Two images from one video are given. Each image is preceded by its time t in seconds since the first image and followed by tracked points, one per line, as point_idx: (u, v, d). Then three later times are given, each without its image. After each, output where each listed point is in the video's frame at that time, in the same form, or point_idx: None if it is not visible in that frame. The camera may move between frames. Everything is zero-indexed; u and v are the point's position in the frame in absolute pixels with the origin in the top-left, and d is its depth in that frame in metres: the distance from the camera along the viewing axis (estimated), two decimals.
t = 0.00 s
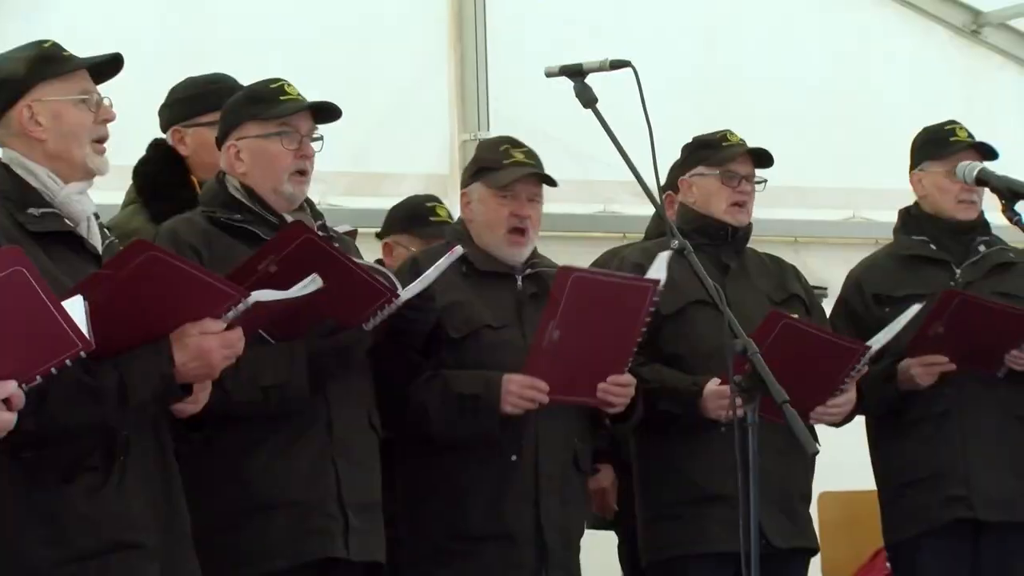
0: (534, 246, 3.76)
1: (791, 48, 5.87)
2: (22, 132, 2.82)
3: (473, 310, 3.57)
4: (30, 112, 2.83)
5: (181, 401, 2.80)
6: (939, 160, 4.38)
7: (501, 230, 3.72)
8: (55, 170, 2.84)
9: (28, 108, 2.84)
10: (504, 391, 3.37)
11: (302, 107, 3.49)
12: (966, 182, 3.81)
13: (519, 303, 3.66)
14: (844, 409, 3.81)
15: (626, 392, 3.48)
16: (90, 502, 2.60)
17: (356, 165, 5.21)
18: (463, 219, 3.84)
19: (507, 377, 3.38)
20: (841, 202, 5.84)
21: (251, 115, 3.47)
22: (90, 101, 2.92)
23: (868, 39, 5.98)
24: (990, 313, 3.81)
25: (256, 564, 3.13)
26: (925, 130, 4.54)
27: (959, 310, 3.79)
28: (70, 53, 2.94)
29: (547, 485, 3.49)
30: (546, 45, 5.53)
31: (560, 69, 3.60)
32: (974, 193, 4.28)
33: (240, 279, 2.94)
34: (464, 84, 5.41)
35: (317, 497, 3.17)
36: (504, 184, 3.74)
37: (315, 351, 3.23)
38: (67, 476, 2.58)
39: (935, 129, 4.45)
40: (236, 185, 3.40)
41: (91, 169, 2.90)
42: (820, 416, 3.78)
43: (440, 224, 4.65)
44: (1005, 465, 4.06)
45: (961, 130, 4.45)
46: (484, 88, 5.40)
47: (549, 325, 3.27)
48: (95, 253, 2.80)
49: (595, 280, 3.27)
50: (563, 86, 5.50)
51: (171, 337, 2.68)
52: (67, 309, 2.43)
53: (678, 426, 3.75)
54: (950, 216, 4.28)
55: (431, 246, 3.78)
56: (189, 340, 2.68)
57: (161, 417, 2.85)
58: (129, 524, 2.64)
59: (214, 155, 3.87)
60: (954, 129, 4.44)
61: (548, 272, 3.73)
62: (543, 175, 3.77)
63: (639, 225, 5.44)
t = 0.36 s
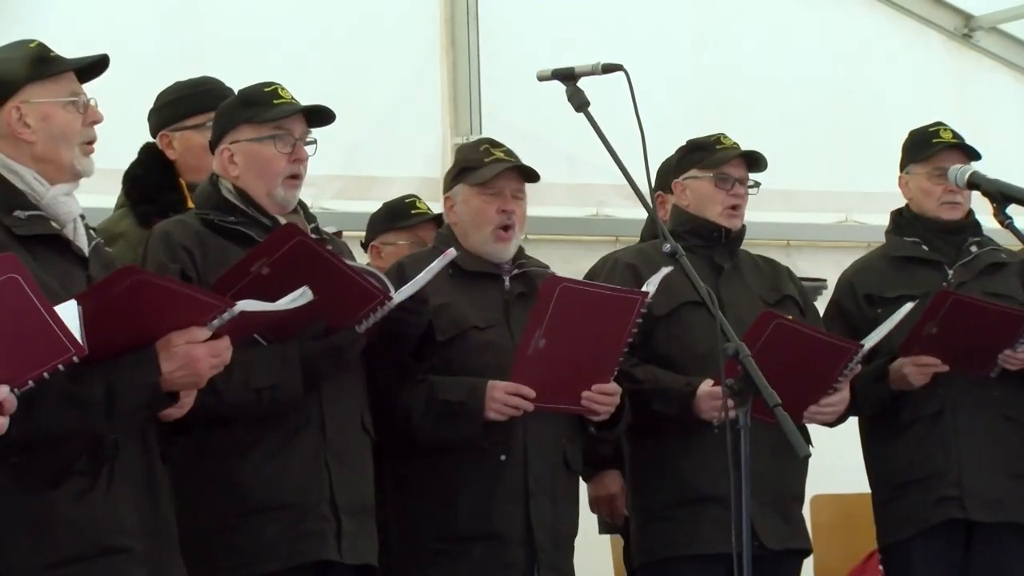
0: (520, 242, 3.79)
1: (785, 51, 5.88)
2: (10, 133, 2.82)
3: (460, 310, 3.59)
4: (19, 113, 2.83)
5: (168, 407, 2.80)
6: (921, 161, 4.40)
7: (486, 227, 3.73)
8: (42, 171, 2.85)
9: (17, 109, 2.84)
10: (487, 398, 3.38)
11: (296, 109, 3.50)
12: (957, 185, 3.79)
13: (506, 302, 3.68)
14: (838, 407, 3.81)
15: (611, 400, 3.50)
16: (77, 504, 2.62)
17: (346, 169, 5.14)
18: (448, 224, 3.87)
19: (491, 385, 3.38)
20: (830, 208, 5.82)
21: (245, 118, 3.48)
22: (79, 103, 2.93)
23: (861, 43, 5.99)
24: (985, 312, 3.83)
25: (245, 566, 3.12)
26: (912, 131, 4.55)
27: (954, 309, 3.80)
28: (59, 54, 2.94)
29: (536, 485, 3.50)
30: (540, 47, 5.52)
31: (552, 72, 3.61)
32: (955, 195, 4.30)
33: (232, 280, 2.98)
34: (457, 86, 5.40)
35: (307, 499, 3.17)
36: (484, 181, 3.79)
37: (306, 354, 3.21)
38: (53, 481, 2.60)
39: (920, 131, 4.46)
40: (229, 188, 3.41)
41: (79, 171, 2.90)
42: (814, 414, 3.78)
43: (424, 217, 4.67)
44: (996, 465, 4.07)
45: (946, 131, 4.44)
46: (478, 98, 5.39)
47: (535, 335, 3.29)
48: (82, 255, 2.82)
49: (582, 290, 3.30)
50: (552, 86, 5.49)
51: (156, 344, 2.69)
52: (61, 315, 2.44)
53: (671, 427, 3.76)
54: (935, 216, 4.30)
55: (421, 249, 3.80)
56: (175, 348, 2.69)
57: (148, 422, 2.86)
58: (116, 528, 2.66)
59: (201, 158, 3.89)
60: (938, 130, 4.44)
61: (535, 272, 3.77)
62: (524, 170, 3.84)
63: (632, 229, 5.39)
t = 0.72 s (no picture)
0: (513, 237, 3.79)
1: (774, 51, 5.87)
2: None
3: (450, 308, 3.58)
4: None
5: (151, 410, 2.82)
6: (908, 161, 4.40)
7: (481, 219, 3.75)
8: (20, 170, 2.85)
9: None
10: (479, 393, 3.37)
11: (284, 109, 3.49)
12: (945, 185, 3.81)
13: (496, 299, 3.67)
14: (826, 407, 3.82)
15: (600, 400, 3.50)
16: (59, 506, 2.62)
17: (333, 168, 5.05)
18: (440, 222, 3.87)
19: (482, 381, 3.38)
20: (821, 207, 5.81)
21: (233, 117, 3.47)
22: (57, 101, 2.92)
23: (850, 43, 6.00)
24: (977, 314, 3.83)
25: (231, 566, 3.12)
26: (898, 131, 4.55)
27: (946, 310, 3.79)
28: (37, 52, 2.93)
29: (525, 484, 3.49)
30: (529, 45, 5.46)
31: (540, 72, 3.61)
32: (943, 194, 4.30)
33: (220, 278, 2.98)
34: (446, 87, 5.32)
35: (293, 498, 3.17)
36: (478, 173, 3.82)
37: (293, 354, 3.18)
38: (32, 484, 2.60)
39: (905, 130, 4.48)
40: (216, 188, 3.40)
41: (57, 169, 2.90)
42: (804, 413, 3.79)
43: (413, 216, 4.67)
44: (985, 464, 4.07)
45: (931, 130, 4.45)
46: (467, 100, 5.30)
47: (527, 331, 3.30)
48: (59, 253, 2.82)
49: (576, 286, 3.30)
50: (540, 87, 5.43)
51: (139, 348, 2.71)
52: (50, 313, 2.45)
53: (663, 427, 3.75)
54: (923, 216, 4.31)
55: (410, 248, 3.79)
56: (157, 353, 2.71)
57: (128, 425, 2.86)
58: (100, 531, 2.66)
59: (190, 159, 3.88)
60: (924, 129, 4.44)
61: (523, 271, 3.77)
62: (515, 163, 3.87)
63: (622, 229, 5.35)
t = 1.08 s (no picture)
0: (507, 236, 3.78)
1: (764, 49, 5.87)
2: None
3: (441, 306, 3.57)
4: None
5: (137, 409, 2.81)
6: (896, 157, 4.40)
7: (478, 216, 3.73)
8: None
9: None
10: (472, 391, 3.37)
11: (268, 106, 3.47)
12: (933, 182, 3.82)
13: (487, 298, 3.65)
14: (815, 408, 3.83)
15: (591, 398, 3.50)
16: (45, 504, 2.61)
17: (322, 165, 5.05)
18: (435, 218, 3.84)
19: (475, 379, 3.38)
20: (810, 204, 5.85)
21: (220, 114, 3.46)
22: (36, 97, 2.91)
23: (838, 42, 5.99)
24: (963, 314, 3.83)
25: (219, 563, 3.11)
26: (887, 127, 4.55)
27: (931, 312, 3.80)
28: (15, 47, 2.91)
29: (515, 482, 3.49)
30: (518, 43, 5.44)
31: (528, 69, 3.60)
32: (932, 191, 4.30)
33: (208, 277, 2.99)
34: (434, 85, 5.29)
35: (282, 495, 3.16)
36: (478, 171, 3.80)
37: (283, 352, 3.16)
38: (18, 483, 2.59)
39: (893, 127, 4.48)
40: (204, 185, 3.40)
41: (36, 165, 2.89)
42: (792, 414, 3.79)
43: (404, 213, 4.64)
44: (975, 461, 4.08)
45: (920, 126, 4.45)
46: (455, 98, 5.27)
47: (520, 331, 3.29)
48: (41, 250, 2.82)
49: (568, 288, 3.29)
50: (530, 84, 5.41)
51: (125, 347, 2.70)
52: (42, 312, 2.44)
53: (654, 425, 3.74)
54: (911, 212, 4.31)
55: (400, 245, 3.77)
56: (143, 352, 2.70)
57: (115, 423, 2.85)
58: (86, 529, 2.65)
59: (183, 156, 3.85)
60: (913, 125, 4.44)
61: (514, 269, 3.76)
62: (513, 163, 3.85)
63: (611, 227, 5.35)
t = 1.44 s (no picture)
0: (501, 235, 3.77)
1: (753, 44, 5.87)
2: None
3: (432, 303, 3.56)
4: None
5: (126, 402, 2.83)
6: (881, 154, 4.40)
7: (472, 215, 3.71)
8: None
9: None
10: (461, 392, 3.37)
11: (254, 99, 3.47)
12: (921, 178, 3.84)
13: (478, 297, 3.64)
14: (804, 399, 3.82)
15: (579, 399, 3.49)
16: (33, 500, 2.60)
17: (311, 162, 5.03)
18: (428, 214, 3.82)
19: (465, 379, 3.38)
20: (799, 201, 5.84)
21: (206, 109, 3.45)
22: (26, 91, 2.89)
23: (828, 38, 6.00)
24: (942, 313, 3.83)
25: (206, 560, 3.10)
26: (872, 123, 4.54)
27: (911, 309, 3.81)
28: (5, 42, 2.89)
29: (503, 479, 3.49)
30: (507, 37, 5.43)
31: (517, 65, 3.60)
32: (916, 186, 4.30)
33: (196, 275, 2.98)
34: (423, 80, 5.28)
35: (269, 493, 3.15)
36: (474, 171, 3.77)
37: (271, 350, 3.15)
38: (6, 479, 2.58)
39: (877, 122, 4.47)
40: (191, 180, 3.39)
41: (25, 159, 2.88)
42: (780, 406, 3.79)
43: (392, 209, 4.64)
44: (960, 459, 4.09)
45: (904, 122, 4.44)
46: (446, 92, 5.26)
47: (508, 332, 3.29)
48: (29, 244, 2.81)
49: (556, 288, 3.29)
50: (519, 79, 5.40)
51: (113, 340, 2.71)
52: (26, 304, 2.43)
53: (642, 423, 3.72)
54: (894, 208, 4.32)
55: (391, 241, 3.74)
56: (132, 345, 2.71)
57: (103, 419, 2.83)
58: (72, 524, 2.64)
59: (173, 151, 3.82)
60: (898, 121, 4.43)
61: (505, 266, 3.75)
62: (511, 166, 3.83)
63: (599, 223, 5.35)
